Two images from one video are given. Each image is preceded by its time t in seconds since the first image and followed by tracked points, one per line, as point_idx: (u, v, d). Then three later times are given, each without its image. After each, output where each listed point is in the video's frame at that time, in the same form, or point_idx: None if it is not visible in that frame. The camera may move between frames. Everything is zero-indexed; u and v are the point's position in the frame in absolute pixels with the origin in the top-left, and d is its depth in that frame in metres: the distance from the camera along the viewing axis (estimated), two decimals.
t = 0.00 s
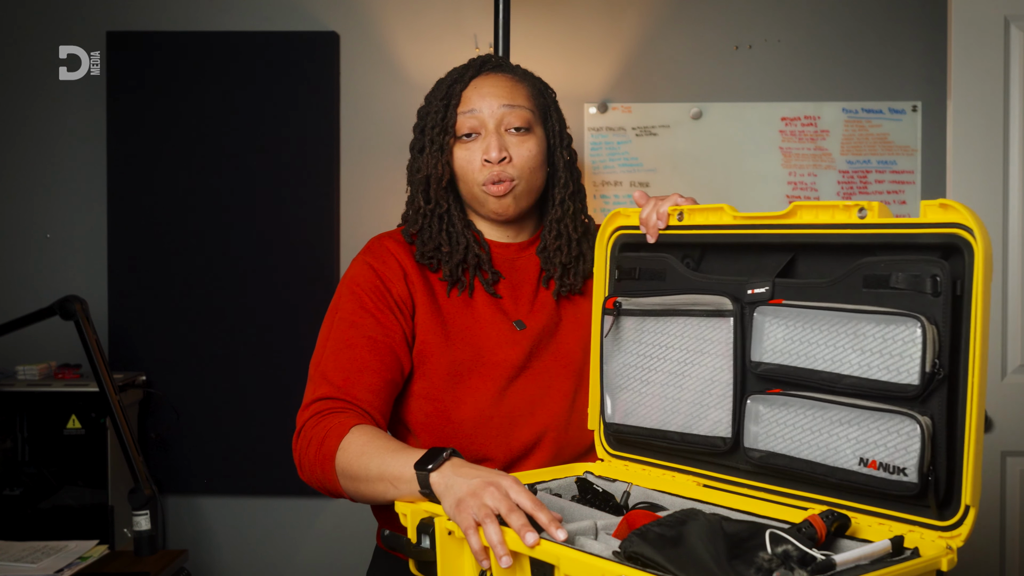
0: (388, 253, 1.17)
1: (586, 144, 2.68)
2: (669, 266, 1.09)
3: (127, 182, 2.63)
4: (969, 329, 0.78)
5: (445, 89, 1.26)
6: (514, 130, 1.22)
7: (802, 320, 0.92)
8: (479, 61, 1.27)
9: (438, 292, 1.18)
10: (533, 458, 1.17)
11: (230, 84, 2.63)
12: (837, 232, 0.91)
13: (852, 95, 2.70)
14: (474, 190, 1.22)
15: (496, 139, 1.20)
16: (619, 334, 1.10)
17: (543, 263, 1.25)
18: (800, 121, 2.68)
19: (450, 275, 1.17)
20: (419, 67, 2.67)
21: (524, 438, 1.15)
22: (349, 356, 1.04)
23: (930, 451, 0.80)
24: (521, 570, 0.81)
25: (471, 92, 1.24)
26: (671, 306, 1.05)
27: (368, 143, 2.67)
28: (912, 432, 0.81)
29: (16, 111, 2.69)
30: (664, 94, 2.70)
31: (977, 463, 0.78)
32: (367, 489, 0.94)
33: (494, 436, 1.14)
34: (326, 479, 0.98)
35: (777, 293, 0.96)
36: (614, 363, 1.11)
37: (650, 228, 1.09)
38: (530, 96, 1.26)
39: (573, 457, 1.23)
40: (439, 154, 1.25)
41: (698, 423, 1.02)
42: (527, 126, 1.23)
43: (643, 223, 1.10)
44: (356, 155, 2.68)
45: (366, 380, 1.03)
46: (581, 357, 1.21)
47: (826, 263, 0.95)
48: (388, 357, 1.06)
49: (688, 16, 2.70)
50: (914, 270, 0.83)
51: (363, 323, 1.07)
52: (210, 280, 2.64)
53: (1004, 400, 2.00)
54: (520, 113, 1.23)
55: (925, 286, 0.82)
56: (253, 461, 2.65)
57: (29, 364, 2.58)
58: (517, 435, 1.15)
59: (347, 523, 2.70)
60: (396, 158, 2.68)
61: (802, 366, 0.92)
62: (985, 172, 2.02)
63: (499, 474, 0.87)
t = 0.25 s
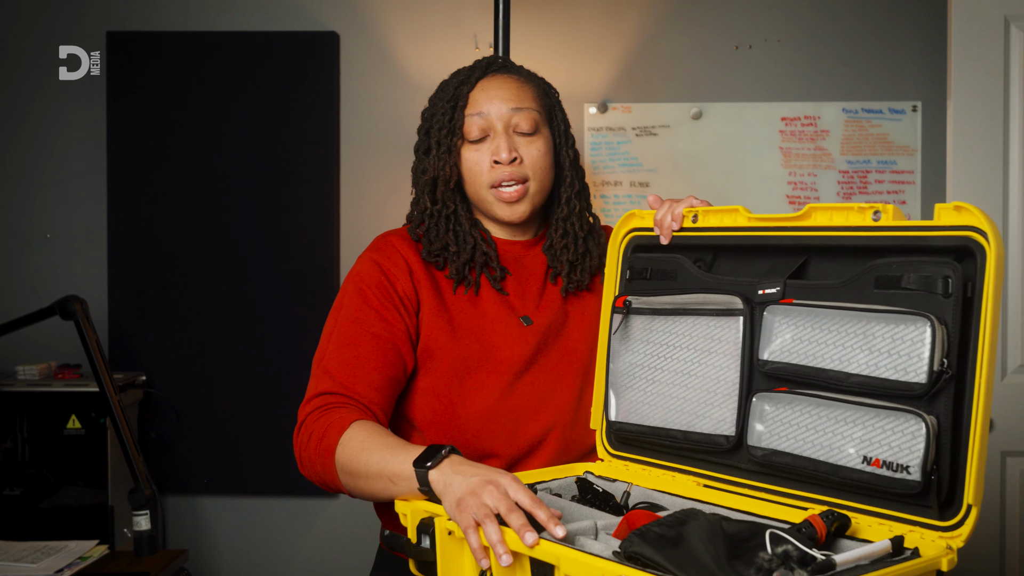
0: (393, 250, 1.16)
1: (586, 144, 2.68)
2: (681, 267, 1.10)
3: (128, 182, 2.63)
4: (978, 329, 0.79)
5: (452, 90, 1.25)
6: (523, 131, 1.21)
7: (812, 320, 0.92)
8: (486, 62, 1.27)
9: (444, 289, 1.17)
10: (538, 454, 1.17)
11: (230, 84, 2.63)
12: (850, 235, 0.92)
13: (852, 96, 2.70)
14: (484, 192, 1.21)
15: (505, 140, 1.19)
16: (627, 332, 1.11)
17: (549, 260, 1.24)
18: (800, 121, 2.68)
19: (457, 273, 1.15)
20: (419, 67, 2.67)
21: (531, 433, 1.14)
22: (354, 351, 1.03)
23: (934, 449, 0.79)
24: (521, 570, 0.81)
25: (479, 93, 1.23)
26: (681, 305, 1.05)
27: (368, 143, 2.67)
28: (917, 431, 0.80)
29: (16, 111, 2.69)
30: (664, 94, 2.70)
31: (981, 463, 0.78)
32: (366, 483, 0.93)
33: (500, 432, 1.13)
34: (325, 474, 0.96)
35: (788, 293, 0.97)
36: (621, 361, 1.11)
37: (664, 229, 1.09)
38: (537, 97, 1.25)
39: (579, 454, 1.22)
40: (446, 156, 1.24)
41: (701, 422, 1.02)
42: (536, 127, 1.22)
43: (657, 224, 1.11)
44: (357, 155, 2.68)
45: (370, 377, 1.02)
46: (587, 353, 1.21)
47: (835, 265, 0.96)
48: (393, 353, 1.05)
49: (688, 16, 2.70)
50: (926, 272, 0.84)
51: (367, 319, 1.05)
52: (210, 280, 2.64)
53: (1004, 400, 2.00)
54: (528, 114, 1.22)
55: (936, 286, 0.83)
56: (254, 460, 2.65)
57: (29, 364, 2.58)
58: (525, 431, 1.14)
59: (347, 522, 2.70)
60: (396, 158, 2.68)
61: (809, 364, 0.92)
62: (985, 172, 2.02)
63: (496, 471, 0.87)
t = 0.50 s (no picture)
0: (404, 247, 1.12)
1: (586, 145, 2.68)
2: (699, 269, 1.07)
3: (127, 182, 2.63)
4: (993, 333, 0.78)
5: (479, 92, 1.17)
6: (551, 139, 1.16)
7: (827, 321, 0.91)
8: (512, 63, 1.19)
9: (456, 289, 1.12)
10: (545, 454, 1.13)
11: (230, 84, 2.62)
12: (871, 241, 0.90)
13: (852, 95, 2.70)
14: (505, 199, 1.16)
15: (534, 148, 1.14)
16: (638, 331, 1.09)
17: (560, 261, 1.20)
18: (800, 121, 2.68)
19: (472, 275, 1.10)
20: (419, 67, 2.67)
21: (540, 435, 1.11)
22: (361, 344, 0.98)
23: (941, 447, 0.78)
24: (521, 570, 0.81)
25: (505, 95, 1.16)
26: (696, 306, 1.04)
27: (368, 144, 2.67)
28: (926, 429, 0.79)
29: (16, 111, 2.68)
30: (663, 94, 2.70)
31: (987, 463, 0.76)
32: (373, 472, 0.88)
33: (509, 435, 1.10)
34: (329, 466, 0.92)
35: (805, 296, 0.95)
36: (629, 360, 1.10)
37: (685, 234, 1.08)
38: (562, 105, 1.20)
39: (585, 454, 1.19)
40: (469, 160, 1.17)
41: (707, 419, 0.99)
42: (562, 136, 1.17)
43: (679, 229, 1.10)
44: (357, 156, 2.68)
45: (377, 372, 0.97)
46: (597, 356, 1.18)
47: (856, 271, 0.94)
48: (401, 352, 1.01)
49: (688, 16, 2.70)
50: (943, 277, 0.83)
51: (376, 313, 1.01)
52: (210, 280, 2.64)
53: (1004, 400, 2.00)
54: (556, 123, 1.16)
55: (955, 291, 0.81)
56: (254, 460, 2.65)
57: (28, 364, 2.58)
58: (536, 429, 1.11)
59: (346, 522, 2.70)
60: (396, 158, 2.68)
61: (823, 364, 0.90)
62: (985, 173, 2.02)
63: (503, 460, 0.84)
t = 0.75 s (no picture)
0: (434, 239, 1.07)
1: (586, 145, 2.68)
2: (715, 276, 1.08)
3: (127, 182, 2.63)
4: (1005, 337, 0.78)
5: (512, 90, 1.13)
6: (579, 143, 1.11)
7: (839, 324, 0.92)
8: (544, 64, 1.14)
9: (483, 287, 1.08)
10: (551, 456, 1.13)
11: (231, 85, 2.62)
12: (886, 250, 0.91)
13: (852, 96, 2.70)
14: (531, 199, 1.12)
15: (563, 150, 1.09)
16: (649, 332, 1.09)
17: (580, 263, 1.17)
18: (800, 121, 2.68)
19: (499, 273, 1.06)
20: (419, 67, 2.67)
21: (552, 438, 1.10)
22: (399, 328, 0.92)
23: (948, 445, 0.78)
24: (520, 570, 0.81)
25: (536, 95, 1.11)
26: (710, 310, 1.04)
27: (368, 144, 2.67)
28: (935, 427, 0.79)
29: (16, 111, 2.68)
30: (663, 94, 2.70)
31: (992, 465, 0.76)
32: (435, 448, 0.79)
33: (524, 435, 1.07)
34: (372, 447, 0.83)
35: (819, 301, 0.96)
36: (639, 359, 1.09)
37: (703, 241, 1.10)
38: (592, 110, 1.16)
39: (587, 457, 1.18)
40: (497, 159, 1.13)
41: (712, 419, 0.99)
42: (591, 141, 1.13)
43: (698, 237, 1.11)
44: (357, 156, 2.68)
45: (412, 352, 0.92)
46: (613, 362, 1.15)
47: (867, 280, 0.94)
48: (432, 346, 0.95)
49: (687, 16, 2.70)
50: (957, 284, 0.83)
51: (411, 300, 0.96)
52: (210, 280, 2.64)
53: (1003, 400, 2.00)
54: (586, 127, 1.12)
55: (969, 298, 0.82)
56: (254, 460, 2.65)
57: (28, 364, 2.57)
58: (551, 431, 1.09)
59: (347, 523, 2.70)
60: (396, 158, 2.68)
61: (832, 366, 0.90)
62: (985, 173, 2.02)
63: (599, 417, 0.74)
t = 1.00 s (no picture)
0: (475, 230, 1.07)
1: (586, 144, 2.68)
2: (717, 277, 1.08)
3: (127, 182, 2.63)
4: (1006, 337, 0.78)
5: (545, 89, 1.12)
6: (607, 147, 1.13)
7: (840, 326, 0.92)
8: (577, 65, 1.14)
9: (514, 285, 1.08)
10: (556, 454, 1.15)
11: (230, 85, 2.62)
12: (888, 252, 0.91)
13: (852, 96, 2.70)
14: (557, 198, 1.13)
15: (591, 152, 1.10)
16: (651, 332, 1.09)
17: (599, 267, 1.19)
18: (800, 121, 2.68)
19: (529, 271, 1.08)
20: (419, 67, 2.67)
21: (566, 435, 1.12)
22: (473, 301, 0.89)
23: (948, 446, 0.78)
24: (520, 570, 0.81)
25: (569, 96, 1.11)
26: (713, 311, 1.04)
27: (368, 144, 2.67)
28: (934, 428, 0.79)
29: (16, 111, 2.69)
30: (663, 94, 2.70)
31: (992, 465, 0.76)
32: (544, 414, 0.75)
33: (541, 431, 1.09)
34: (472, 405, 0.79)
35: (821, 302, 0.96)
36: (641, 359, 1.09)
37: (706, 243, 1.09)
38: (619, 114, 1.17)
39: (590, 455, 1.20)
40: (528, 156, 1.12)
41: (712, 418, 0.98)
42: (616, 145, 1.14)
43: (699, 239, 1.11)
44: (357, 156, 2.68)
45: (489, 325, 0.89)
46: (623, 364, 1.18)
47: (869, 282, 0.94)
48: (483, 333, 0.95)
49: (687, 16, 2.70)
50: (958, 285, 0.83)
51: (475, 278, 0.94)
52: (210, 280, 2.64)
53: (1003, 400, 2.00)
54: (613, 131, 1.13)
55: (970, 299, 0.82)
56: (255, 460, 2.65)
57: (28, 364, 2.57)
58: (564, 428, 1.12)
59: (347, 522, 2.70)
60: (396, 159, 2.68)
61: (833, 366, 0.90)
62: (985, 173, 2.02)
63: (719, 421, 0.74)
